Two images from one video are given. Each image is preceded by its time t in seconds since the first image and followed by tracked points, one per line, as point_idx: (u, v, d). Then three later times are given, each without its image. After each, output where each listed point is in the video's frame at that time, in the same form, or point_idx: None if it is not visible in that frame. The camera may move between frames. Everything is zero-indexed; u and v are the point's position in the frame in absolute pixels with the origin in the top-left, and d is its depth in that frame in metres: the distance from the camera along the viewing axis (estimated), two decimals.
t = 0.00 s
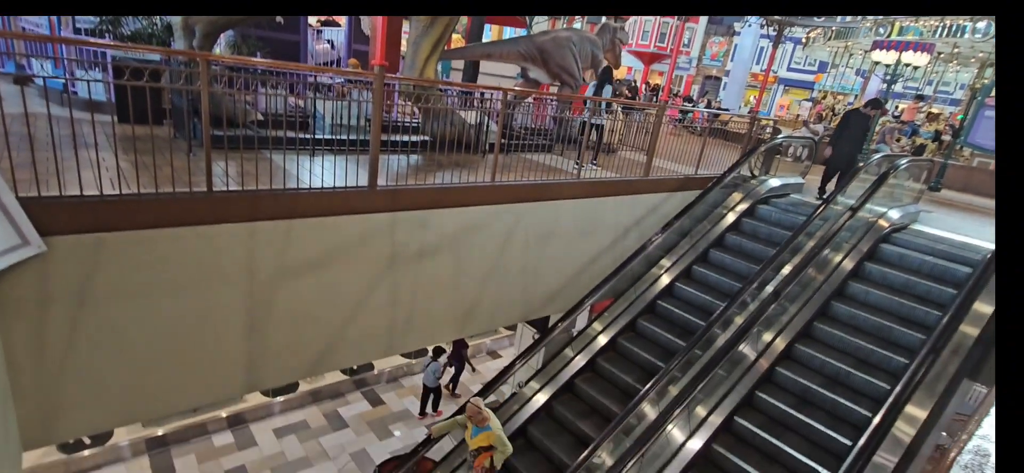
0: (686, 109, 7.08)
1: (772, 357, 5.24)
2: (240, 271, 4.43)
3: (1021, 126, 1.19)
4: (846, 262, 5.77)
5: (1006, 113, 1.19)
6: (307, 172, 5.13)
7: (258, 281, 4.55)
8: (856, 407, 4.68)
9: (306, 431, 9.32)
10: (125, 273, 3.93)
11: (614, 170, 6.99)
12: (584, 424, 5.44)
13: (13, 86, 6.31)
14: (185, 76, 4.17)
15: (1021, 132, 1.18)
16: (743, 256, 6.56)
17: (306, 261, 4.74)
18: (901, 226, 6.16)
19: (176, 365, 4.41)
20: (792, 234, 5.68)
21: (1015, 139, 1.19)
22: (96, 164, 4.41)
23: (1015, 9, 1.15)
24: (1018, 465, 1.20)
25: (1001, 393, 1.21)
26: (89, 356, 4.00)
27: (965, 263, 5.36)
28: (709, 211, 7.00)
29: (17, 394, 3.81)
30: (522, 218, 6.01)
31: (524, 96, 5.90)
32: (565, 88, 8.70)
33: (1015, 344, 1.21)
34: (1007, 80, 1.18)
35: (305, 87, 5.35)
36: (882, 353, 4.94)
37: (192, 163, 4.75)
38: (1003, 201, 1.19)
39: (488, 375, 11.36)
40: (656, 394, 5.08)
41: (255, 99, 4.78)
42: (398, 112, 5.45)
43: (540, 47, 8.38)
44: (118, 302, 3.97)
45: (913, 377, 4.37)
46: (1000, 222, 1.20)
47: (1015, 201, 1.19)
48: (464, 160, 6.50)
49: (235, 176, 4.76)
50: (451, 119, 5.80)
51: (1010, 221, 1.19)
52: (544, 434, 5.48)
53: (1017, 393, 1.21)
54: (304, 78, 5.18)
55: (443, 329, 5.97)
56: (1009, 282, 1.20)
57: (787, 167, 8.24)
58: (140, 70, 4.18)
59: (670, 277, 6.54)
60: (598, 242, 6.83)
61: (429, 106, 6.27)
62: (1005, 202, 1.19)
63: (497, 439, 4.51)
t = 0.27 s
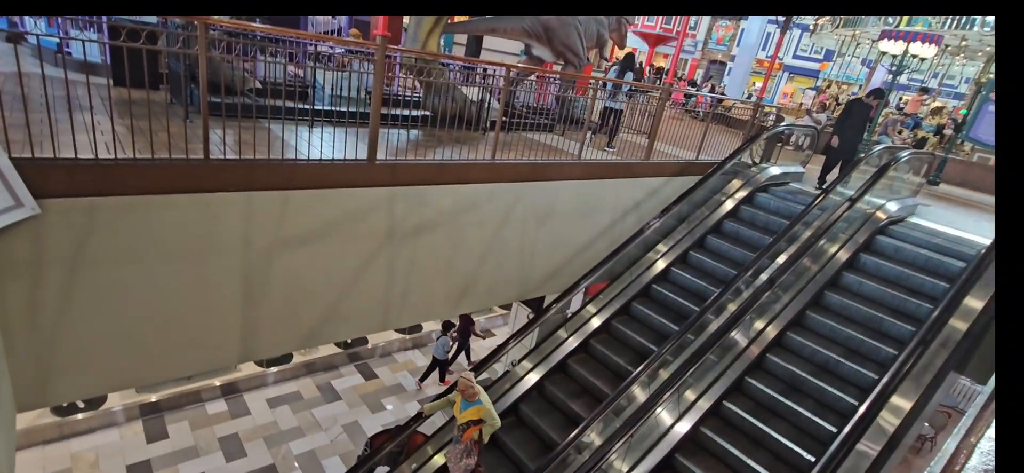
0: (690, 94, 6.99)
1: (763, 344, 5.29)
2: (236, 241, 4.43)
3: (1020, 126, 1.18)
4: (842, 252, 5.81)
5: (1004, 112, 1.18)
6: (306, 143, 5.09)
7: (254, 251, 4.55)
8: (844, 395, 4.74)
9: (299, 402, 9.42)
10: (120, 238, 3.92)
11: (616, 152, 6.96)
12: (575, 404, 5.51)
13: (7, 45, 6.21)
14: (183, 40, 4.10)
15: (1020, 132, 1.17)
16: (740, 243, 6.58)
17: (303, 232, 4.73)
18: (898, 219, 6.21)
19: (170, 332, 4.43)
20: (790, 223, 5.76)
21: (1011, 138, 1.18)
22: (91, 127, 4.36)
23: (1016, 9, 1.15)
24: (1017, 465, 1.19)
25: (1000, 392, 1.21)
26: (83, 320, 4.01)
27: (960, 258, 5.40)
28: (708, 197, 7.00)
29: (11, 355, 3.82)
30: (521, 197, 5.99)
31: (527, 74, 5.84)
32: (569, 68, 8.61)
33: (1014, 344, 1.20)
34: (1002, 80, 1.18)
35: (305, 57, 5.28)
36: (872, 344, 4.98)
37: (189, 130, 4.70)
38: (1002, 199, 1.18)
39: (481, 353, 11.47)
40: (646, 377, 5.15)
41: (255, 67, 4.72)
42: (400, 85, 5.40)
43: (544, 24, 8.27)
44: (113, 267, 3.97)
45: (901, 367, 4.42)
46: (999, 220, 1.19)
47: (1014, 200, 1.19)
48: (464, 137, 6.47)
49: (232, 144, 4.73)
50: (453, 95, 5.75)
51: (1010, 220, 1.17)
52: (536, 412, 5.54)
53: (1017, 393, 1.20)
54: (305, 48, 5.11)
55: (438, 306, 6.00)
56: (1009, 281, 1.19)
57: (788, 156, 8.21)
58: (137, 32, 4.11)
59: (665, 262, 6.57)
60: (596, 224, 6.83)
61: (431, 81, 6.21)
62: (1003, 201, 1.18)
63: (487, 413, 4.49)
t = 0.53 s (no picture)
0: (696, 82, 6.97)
1: (757, 336, 5.33)
2: (236, 215, 4.43)
3: (1018, 126, 1.33)
4: (840, 247, 5.83)
5: (1006, 113, 1.32)
6: (307, 119, 5.06)
7: (253, 226, 4.55)
8: (835, 388, 4.79)
9: (295, 378, 9.48)
10: (118, 209, 3.92)
11: (618, 139, 6.93)
12: (568, 389, 5.55)
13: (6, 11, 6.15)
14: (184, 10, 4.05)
15: (1018, 132, 1.32)
16: (739, 235, 6.58)
17: (303, 209, 4.72)
18: (898, 215, 6.22)
19: (167, 304, 4.44)
20: (790, 217, 5.79)
21: (1010, 136, 1.33)
22: (90, 96, 4.32)
23: (1015, 9, 1.29)
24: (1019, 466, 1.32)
25: (1002, 393, 1.34)
26: (79, 289, 4.01)
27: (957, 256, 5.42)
28: (709, 188, 6.99)
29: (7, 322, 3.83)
30: (521, 181, 5.97)
31: (532, 56, 5.79)
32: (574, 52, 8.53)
33: (1015, 344, 1.33)
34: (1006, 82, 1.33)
35: (308, 32, 5.23)
36: (865, 339, 5.02)
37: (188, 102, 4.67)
38: (1004, 200, 1.33)
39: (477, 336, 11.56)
40: (640, 365, 5.19)
41: (257, 39, 4.67)
42: (403, 64, 5.35)
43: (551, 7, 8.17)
44: (110, 237, 3.96)
45: (893, 362, 4.45)
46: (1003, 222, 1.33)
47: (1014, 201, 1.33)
48: (467, 119, 6.43)
49: (232, 118, 4.70)
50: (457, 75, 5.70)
51: (1010, 223, 1.32)
52: (529, 395, 5.59)
53: (1018, 393, 1.33)
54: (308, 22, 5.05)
55: (435, 287, 6.02)
56: (1009, 282, 1.34)
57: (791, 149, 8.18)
58: None
59: (663, 252, 6.59)
60: (596, 211, 6.83)
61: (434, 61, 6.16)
62: (1005, 203, 1.32)
63: (478, 397, 4.52)
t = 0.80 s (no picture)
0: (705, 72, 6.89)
1: (755, 328, 5.34)
2: (238, 191, 4.42)
3: (1019, 128, 1.16)
4: (842, 242, 5.82)
5: (1005, 112, 1.16)
6: (311, 97, 5.02)
7: (255, 203, 4.54)
8: (830, 383, 4.81)
9: (293, 356, 9.54)
10: (120, 181, 3.91)
11: (624, 127, 6.89)
12: (565, 375, 5.58)
13: None
14: None
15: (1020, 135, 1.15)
16: (742, 227, 6.56)
17: (306, 187, 4.72)
18: (902, 212, 6.18)
19: (168, 278, 4.45)
20: (793, 210, 5.78)
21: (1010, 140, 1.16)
22: (93, 66, 4.30)
23: (1015, 10, 1.15)
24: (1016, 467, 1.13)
25: (1000, 392, 1.14)
26: (81, 261, 4.03)
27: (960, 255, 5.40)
28: (714, 178, 6.95)
29: (9, 290, 3.84)
30: (524, 167, 5.95)
31: (540, 41, 5.72)
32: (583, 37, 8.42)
33: (1014, 344, 1.15)
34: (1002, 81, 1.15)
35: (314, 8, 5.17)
36: (863, 334, 5.02)
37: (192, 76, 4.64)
38: (1002, 199, 1.15)
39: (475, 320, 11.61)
40: (637, 354, 5.21)
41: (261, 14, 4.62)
42: (410, 44, 5.30)
43: None
44: (112, 209, 3.97)
45: (891, 358, 4.46)
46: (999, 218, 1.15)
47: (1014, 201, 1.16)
48: (472, 101, 6.38)
49: (235, 93, 4.66)
50: (463, 57, 5.64)
51: (1010, 220, 1.14)
52: (526, 380, 5.63)
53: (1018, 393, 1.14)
54: None
55: (435, 270, 6.02)
56: (1009, 282, 1.15)
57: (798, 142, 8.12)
58: None
59: (664, 242, 6.58)
60: (598, 199, 6.81)
61: (441, 41, 6.09)
62: (1002, 202, 1.15)
63: (470, 387, 4.56)
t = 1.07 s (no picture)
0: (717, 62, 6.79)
1: (756, 322, 5.34)
2: (244, 169, 4.42)
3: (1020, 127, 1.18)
4: (848, 238, 5.79)
5: (1005, 113, 1.18)
6: (319, 76, 5.00)
7: (260, 182, 4.55)
8: (830, 379, 4.81)
9: (295, 335, 9.61)
10: (127, 155, 3.91)
11: (633, 116, 6.83)
12: (565, 362, 5.60)
13: None
14: None
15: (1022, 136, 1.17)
16: (748, 220, 6.53)
17: (311, 167, 4.72)
18: (910, 210, 6.13)
19: (173, 254, 4.47)
20: (801, 205, 5.77)
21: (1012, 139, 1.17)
22: (101, 39, 4.28)
23: (1016, 10, 1.17)
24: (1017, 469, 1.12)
25: (999, 391, 1.14)
26: (87, 234, 4.05)
27: (967, 254, 5.36)
28: (722, 171, 6.90)
29: (15, 261, 3.87)
30: (531, 153, 5.92)
31: (551, 27, 5.65)
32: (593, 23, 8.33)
33: (1016, 344, 1.14)
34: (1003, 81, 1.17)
35: None
36: (865, 331, 5.00)
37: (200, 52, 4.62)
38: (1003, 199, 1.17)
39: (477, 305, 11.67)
40: (637, 344, 5.23)
41: None
42: (419, 26, 5.25)
43: None
44: (118, 184, 3.98)
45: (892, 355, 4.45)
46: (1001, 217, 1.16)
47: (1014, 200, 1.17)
48: (480, 86, 6.34)
49: (244, 70, 4.65)
50: (472, 40, 5.58)
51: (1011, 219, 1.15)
52: (527, 366, 5.65)
53: (1019, 393, 1.13)
54: None
55: (439, 254, 6.03)
56: (1009, 282, 1.15)
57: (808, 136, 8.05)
58: None
59: (669, 233, 6.57)
60: (604, 187, 6.79)
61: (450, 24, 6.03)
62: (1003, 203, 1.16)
63: (464, 381, 4.58)
